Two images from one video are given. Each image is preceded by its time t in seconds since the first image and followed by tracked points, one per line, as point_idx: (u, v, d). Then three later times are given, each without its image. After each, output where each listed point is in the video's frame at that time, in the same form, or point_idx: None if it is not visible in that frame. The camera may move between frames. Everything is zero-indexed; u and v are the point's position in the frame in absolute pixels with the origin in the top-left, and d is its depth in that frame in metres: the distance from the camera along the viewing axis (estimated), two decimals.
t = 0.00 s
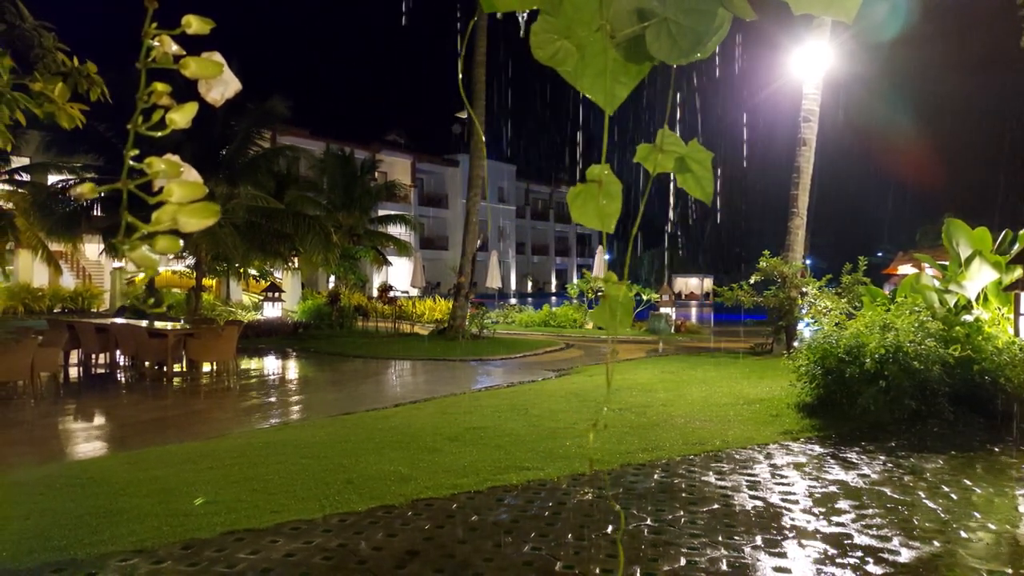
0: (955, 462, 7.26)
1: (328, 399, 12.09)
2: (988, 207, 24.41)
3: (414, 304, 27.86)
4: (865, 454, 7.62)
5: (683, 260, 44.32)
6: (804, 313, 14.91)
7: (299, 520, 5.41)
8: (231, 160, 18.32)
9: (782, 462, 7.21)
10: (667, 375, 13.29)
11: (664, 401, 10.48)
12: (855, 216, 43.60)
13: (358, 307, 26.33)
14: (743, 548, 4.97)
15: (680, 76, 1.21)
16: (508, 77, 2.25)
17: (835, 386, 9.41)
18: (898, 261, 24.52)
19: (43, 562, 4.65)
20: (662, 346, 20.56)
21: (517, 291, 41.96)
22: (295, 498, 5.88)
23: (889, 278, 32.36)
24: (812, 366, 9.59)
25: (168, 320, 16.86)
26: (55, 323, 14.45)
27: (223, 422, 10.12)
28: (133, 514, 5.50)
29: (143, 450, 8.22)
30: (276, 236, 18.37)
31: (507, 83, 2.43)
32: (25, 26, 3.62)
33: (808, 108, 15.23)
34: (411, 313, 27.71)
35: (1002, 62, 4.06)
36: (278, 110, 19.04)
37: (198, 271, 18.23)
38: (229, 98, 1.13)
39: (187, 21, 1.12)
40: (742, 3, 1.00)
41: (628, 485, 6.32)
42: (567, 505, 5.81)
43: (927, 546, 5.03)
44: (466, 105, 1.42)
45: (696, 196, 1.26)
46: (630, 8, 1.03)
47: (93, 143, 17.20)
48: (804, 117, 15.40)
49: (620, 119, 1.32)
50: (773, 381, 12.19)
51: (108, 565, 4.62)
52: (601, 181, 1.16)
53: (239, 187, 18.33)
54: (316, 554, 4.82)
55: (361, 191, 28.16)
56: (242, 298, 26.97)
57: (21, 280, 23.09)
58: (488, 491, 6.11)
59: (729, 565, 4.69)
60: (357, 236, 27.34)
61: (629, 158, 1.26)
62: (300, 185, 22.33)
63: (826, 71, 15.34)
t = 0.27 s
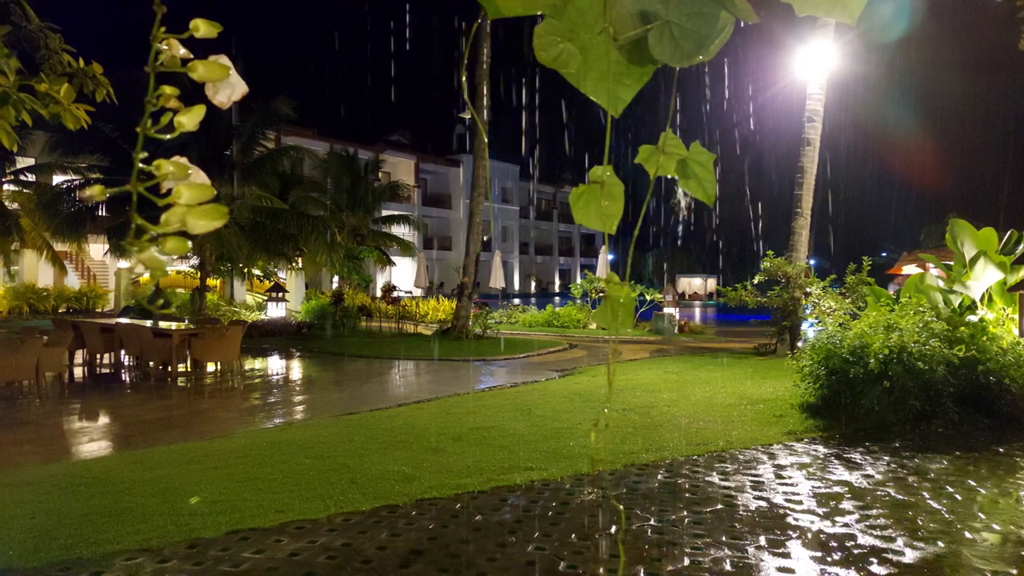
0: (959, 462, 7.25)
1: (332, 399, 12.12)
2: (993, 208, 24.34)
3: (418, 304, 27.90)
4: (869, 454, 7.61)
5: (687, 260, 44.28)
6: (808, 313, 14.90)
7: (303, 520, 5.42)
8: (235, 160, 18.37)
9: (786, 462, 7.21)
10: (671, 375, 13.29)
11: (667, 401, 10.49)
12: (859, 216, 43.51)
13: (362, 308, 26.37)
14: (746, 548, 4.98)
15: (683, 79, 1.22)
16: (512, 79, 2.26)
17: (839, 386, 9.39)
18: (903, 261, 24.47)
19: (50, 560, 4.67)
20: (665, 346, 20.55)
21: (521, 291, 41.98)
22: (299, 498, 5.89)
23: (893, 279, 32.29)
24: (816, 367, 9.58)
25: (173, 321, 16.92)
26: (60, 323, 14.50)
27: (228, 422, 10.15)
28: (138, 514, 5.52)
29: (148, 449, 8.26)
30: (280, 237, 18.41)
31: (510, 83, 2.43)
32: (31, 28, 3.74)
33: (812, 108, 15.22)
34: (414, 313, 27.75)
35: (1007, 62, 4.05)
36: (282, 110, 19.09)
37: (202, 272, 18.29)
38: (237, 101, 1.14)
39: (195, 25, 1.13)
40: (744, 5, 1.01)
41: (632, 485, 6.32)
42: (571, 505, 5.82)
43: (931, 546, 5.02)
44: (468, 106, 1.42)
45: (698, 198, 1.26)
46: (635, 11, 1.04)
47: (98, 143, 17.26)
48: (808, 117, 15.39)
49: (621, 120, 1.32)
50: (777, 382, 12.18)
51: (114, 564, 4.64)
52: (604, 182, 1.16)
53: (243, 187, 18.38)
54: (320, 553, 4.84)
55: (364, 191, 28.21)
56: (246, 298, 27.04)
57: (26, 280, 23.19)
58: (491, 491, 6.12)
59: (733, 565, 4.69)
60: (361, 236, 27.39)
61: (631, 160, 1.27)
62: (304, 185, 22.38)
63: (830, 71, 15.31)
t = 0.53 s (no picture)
0: (967, 462, 7.22)
1: (338, 398, 12.15)
2: (1001, 208, 24.22)
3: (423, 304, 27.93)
4: (876, 454, 7.60)
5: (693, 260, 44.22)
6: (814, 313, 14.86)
7: (311, 518, 5.45)
8: (242, 160, 18.43)
9: (793, 462, 7.20)
10: (677, 375, 13.28)
11: (673, 401, 10.48)
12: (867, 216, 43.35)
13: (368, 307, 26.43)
14: (753, 547, 4.98)
15: (694, 79, 1.23)
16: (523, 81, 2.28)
17: (845, 386, 9.35)
18: (910, 261, 24.38)
19: (60, 557, 4.71)
20: (671, 346, 20.52)
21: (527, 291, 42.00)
22: (307, 496, 5.92)
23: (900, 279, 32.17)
24: (823, 367, 9.54)
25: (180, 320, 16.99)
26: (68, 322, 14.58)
27: (234, 421, 10.20)
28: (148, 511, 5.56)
29: (156, 448, 8.30)
30: (287, 236, 18.48)
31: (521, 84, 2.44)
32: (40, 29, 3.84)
33: (819, 108, 15.18)
34: (420, 313, 27.79)
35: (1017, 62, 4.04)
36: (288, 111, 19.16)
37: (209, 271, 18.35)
38: (253, 101, 1.15)
39: (212, 26, 1.14)
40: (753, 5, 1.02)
41: (638, 484, 6.33)
42: (578, 504, 5.82)
43: (939, 546, 5.01)
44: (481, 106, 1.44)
45: (708, 196, 1.28)
46: (645, 12, 1.05)
47: (106, 143, 17.35)
48: (815, 116, 15.35)
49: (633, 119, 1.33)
50: (784, 382, 12.15)
51: (124, 560, 4.68)
52: (614, 180, 1.17)
53: (249, 187, 18.44)
54: (328, 550, 4.86)
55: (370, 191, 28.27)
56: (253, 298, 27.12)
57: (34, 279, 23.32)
58: (498, 490, 6.13)
59: (740, 564, 4.69)
60: (367, 236, 27.46)
61: (641, 159, 1.28)
62: (310, 185, 22.45)
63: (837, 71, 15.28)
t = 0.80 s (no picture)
0: (981, 464, 7.18)
1: (347, 397, 12.22)
2: (1015, 207, 24.02)
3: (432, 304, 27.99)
4: (888, 455, 7.56)
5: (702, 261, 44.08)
6: (825, 313, 14.79)
7: (322, 516, 5.49)
8: (252, 161, 18.54)
9: (804, 462, 7.17)
10: (686, 375, 13.25)
11: (683, 402, 10.46)
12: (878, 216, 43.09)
13: (378, 307, 26.52)
14: (765, 547, 4.97)
15: (705, 81, 1.24)
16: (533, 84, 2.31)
17: (857, 387, 9.28)
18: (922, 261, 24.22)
19: (76, 554, 4.76)
20: (680, 346, 20.47)
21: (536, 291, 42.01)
22: (319, 494, 5.96)
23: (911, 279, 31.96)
24: (834, 367, 9.48)
25: (192, 320, 17.11)
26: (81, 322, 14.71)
27: (246, 420, 10.27)
28: (161, 509, 5.61)
29: (167, 447, 8.36)
30: (297, 237, 18.60)
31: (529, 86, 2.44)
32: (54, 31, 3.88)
33: (830, 107, 15.12)
34: (429, 313, 27.85)
35: None
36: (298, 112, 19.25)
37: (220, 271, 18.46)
38: (273, 104, 1.17)
39: (234, 31, 1.17)
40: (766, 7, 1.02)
41: (648, 484, 6.33)
42: (588, 503, 5.83)
43: (952, 547, 4.99)
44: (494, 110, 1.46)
45: (720, 196, 1.29)
46: (657, 14, 1.06)
47: (119, 145, 17.49)
48: (826, 115, 15.27)
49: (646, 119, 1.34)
50: (794, 382, 12.10)
51: (138, 557, 4.73)
52: (626, 181, 1.18)
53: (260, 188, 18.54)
54: (340, 548, 4.89)
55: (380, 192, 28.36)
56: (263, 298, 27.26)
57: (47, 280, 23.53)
58: (508, 489, 6.14)
59: (751, 565, 4.68)
60: (376, 237, 27.55)
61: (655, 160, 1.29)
62: (320, 185, 22.54)
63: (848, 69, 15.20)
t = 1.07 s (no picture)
0: (1002, 465, 7.10)
1: (362, 396, 12.29)
2: None
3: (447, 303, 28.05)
4: (907, 456, 7.49)
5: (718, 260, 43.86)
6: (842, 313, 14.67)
7: (341, 513, 5.53)
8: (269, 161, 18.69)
9: (821, 463, 7.13)
10: (701, 375, 13.20)
11: (698, 402, 10.42)
12: (896, 215, 42.64)
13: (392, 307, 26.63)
14: (782, 548, 4.96)
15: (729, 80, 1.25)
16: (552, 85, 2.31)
17: (876, 387, 9.20)
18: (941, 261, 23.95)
19: (99, 549, 4.83)
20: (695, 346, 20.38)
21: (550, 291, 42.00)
22: (337, 491, 6.01)
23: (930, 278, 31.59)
24: (852, 367, 9.39)
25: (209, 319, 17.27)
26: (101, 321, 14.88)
27: (262, 418, 10.36)
28: (181, 505, 5.68)
29: (185, 444, 8.46)
30: (311, 237, 18.81)
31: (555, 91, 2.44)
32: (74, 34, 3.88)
33: (847, 105, 14.99)
34: (443, 312, 27.93)
35: None
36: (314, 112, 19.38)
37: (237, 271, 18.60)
38: (302, 105, 1.20)
39: (264, 33, 1.20)
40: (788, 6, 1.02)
41: (665, 484, 6.32)
42: (604, 502, 5.83)
43: (973, 549, 4.94)
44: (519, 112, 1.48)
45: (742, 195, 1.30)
46: (680, 14, 1.06)
47: (138, 146, 17.70)
48: (843, 113, 15.15)
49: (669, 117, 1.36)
50: (812, 382, 12.01)
51: (160, 552, 4.79)
52: (648, 180, 1.16)
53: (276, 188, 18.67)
54: (358, 545, 4.93)
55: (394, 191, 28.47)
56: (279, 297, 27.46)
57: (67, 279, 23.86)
58: (524, 488, 6.16)
59: (769, 565, 4.67)
60: (391, 236, 27.67)
61: (676, 158, 1.29)
62: (335, 185, 22.67)
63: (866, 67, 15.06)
